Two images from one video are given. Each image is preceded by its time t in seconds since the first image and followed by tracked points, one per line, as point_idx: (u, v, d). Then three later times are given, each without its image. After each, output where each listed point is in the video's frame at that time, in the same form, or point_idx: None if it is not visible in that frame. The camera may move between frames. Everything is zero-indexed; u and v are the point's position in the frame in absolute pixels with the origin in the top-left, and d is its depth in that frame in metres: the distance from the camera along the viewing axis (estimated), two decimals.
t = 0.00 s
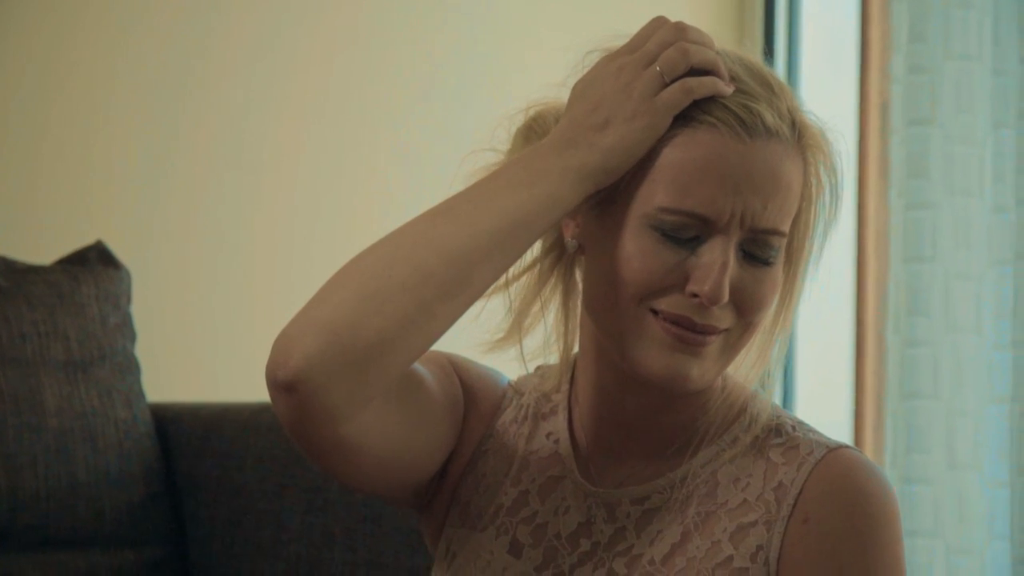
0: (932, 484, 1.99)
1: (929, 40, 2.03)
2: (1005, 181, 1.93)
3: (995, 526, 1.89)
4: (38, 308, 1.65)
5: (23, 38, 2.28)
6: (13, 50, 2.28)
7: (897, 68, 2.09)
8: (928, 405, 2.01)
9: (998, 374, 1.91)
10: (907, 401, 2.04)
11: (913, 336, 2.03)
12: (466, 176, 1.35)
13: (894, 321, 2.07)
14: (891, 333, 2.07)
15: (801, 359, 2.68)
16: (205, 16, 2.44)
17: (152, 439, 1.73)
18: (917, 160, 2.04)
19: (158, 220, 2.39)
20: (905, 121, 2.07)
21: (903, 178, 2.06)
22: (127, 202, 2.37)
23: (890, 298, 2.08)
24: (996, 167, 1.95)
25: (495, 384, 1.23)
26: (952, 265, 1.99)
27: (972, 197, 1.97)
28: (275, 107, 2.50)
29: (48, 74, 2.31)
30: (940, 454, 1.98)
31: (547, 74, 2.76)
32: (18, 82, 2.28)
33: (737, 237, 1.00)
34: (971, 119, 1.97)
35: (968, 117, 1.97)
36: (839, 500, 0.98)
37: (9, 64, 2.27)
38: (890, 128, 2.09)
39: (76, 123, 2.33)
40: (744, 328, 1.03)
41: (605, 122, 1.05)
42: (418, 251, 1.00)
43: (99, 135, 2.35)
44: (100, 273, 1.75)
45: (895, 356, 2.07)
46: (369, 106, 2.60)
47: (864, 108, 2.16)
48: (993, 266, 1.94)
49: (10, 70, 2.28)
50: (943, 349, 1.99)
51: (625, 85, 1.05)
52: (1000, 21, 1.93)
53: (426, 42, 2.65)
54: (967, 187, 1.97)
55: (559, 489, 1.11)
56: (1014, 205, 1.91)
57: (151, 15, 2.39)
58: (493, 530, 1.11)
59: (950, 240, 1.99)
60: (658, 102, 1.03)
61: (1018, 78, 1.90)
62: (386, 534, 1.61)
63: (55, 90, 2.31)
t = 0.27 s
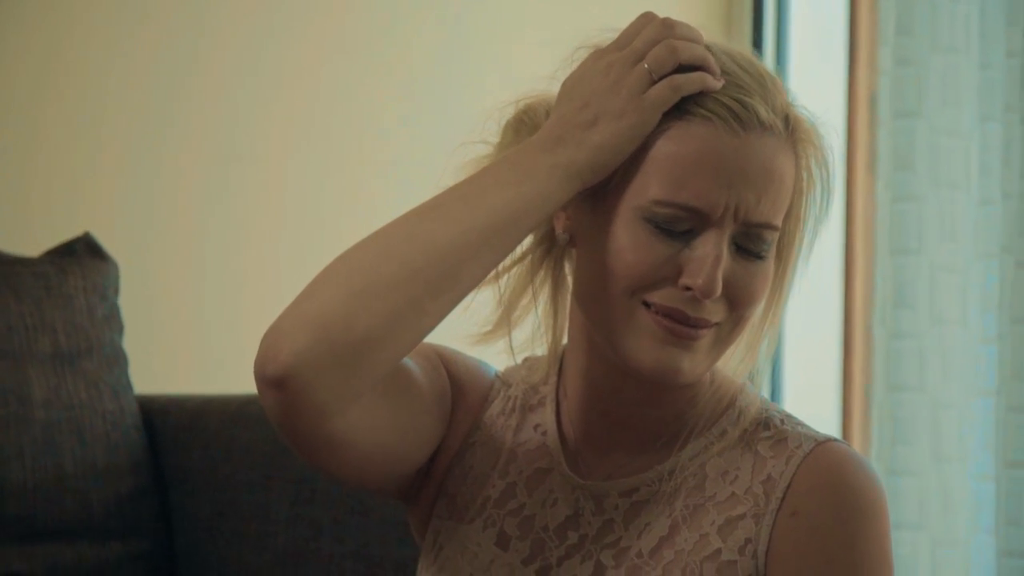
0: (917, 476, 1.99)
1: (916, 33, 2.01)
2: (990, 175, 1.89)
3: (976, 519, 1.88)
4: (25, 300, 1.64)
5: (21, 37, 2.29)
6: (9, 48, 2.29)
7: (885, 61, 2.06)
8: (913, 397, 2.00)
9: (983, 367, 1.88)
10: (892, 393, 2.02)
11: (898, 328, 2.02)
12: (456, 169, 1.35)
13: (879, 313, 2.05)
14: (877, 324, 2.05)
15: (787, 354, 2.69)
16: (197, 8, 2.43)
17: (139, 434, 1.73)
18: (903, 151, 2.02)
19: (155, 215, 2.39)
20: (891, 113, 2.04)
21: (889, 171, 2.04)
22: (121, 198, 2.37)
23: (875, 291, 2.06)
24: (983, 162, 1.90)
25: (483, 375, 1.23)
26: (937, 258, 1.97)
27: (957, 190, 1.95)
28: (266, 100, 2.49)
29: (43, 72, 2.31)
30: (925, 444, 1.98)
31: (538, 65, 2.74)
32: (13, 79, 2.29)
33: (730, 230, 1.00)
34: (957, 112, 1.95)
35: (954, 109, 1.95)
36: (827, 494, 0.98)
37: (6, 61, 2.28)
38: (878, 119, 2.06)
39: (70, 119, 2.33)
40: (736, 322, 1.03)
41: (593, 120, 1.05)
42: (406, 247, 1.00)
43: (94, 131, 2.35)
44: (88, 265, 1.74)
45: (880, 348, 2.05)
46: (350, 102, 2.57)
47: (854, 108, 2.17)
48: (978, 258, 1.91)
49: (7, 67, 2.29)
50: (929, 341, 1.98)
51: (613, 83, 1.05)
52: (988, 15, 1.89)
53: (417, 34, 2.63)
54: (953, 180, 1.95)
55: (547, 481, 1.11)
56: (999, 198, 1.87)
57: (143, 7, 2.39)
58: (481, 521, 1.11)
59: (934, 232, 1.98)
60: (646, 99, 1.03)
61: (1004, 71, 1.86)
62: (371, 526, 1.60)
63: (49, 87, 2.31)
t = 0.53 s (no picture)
0: (901, 469, 1.99)
1: (903, 25, 2.01)
2: (976, 169, 1.90)
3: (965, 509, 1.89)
4: (13, 291, 1.64)
5: (23, 37, 2.22)
6: (10, 47, 2.21)
7: (874, 55, 2.05)
8: (898, 390, 2.00)
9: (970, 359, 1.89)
10: (878, 385, 2.02)
11: (885, 320, 2.02)
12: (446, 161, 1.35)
13: (866, 305, 2.05)
14: (864, 316, 2.05)
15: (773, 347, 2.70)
16: None
17: (127, 423, 1.72)
18: (891, 143, 2.02)
19: (153, 213, 2.33)
20: (879, 106, 2.04)
21: (877, 164, 2.04)
22: (119, 197, 2.31)
23: (863, 283, 2.06)
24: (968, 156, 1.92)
25: (471, 367, 1.23)
26: (923, 251, 1.97)
27: (944, 183, 1.95)
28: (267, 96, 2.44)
29: (42, 70, 2.24)
30: (911, 437, 1.98)
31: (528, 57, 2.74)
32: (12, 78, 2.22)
33: (723, 224, 1.00)
34: (943, 105, 1.95)
35: (941, 102, 1.95)
36: (815, 487, 0.98)
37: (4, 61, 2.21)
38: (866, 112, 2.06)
39: (69, 119, 2.27)
40: (727, 315, 1.03)
41: (580, 116, 1.05)
42: (394, 242, 0.99)
43: (94, 130, 2.29)
44: (77, 256, 1.73)
45: (866, 340, 2.05)
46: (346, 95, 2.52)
47: (844, 108, 2.18)
48: (966, 250, 1.91)
49: (6, 66, 2.21)
50: (916, 334, 1.98)
51: (600, 80, 1.05)
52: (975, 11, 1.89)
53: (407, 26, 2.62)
54: (940, 174, 1.95)
55: (534, 473, 1.11)
56: (986, 191, 1.86)
57: None
58: (469, 513, 1.11)
59: (921, 226, 1.98)
60: (633, 96, 1.03)
61: (993, 65, 1.86)
62: (359, 519, 1.61)
63: (48, 86, 2.24)
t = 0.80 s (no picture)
0: (887, 460, 2.00)
1: (888, 15, 2.00)
2: (962, 162, 1.90)
3: (950, 499, 1.91)
4: None
5: (24, 38, 2.18)
6: (9, 47, 2.17)
7: (859, 46, 2.04)
8: (885, 380, 2.00)
9: (956, 350, 1.90)
10: (864, 376, 2.02)
11: (870, 311, 2.02)
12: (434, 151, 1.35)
13: (852, 296, 2.05)
14: (848, 307, 2.05)
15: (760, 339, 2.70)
16: None
17: (114, 413, 1.71)
18: (878, 132, 2.01)
19: (149, 213, 2.30)
20: (865, 97, 2.03)
21: (863, 154, 2.03)
22: (116, 197, 2.27)
23: (848, 273, 2.06)
24: (954, 150, 1.92)
25: (458, 356, 1.23)
26: (909, 241, 1.98)
27: (930, 174, 1.95)
28: (260, 88, 2.40)
29: (40, 69, 2.20)
30: (897, 429, 1.99)
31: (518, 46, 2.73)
32: (10, 77, 2.17)
33: (714, 214, 1.00)
34: (929, 96, 1.96)
35: (927, 93, 1.96)
36: (801, 478, 0.98)
37: (2, 62, 2.16)
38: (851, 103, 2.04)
39: (63, 111, 2.22)
40: (716, 306, 1.03)
41: (567, 110, 1.05)
42: (382, 236, 0.99)
43: (88, 123, 2.24)
44: (63, 246, 1.72)
45: (852, 332, 2.05)
46: (335, 91, 2.49)
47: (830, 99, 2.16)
48: (953, 240, 1.91)
49: (4, 67, 2.16)
50: (901, 325, 1.98)
51: (585, 75, 1.06)
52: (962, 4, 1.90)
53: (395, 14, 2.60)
54: (925, 164, 1.96)
55: (522, 463, 1.11)
56: (972, 181, 1.88)
57: None
58: (456, 503, 1.11)
59: (908, 215, 1.98)
60: (618, 91, 1.03)
61: (977, 54, 1.87)
62: (346, 510, 1.60)
63: (45, 84, 2.20)
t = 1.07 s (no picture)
0: (870, 453, 2.00)
1: (874, 6, 2.00)
2: (946, 155, 1.92)
3: (933, 491, 1.92)
4: None
5: (18, 37, 2.18)
6: (8, 47, 2.17)
7: (845, 38, 2.03)
8: (871, 373, 2.00)
9: (940, 343, 1.92)
10: (848, 368, 2.02)
11: (855, 304, 2.01)
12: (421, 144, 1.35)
13: (837, 287, 2.04)
14: (834, 297, 2.05)
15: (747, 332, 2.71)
16: None
17: (100, 405, 1.70)
18: (862, 124, 2.00)
19: (141, 210, 2.29)
20: (851, 88, 2.02)
21: (847, 146, 2.03)
22: (109, 194, 2.26)
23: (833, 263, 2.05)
24: (938, 141, 1.94)
25: (446, 348, 1.23)
26: (892, 233, 1.98)
27: (914, 165, 1.96)
28: (249, 82, 2.38)
29: (27, 64, 2.19)
30: (881, 421, 1.99)
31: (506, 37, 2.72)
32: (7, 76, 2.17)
33: (704, 207, 1.00)
34: (914, 87, 1.96)
35: (911, 84, 1.96)
36: (787, 469, 0.99)
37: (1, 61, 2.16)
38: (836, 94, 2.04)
39: (50, 105, 2.21)
40: (704, 299, 1.04)
41: (551, 109, 1.05)
42: (367, 232, 0.99)
43: (75, 117, 2.23)
44: (48, 238, 1.71)
45: (836, 323, 2.04)
46: (323, 81, 2.46)
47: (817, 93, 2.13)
48: (936, 232, 1.94)
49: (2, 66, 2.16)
50: (885, 317, 1.98)
51: (570, 71, 1.05)
52: None
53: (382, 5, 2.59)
54: (910, 156, 1.96)
55: (508, 455, 1.11)
56: (957, 173, 1.89)
57: None
58: (442, 495, 1.11)
59: (893, 208, 1.98)
60: (602, 87, 1.04)
61: (961, 46, 1.89)
62: (333, 503, 1.60)
63: (32, 79, 2.19)
